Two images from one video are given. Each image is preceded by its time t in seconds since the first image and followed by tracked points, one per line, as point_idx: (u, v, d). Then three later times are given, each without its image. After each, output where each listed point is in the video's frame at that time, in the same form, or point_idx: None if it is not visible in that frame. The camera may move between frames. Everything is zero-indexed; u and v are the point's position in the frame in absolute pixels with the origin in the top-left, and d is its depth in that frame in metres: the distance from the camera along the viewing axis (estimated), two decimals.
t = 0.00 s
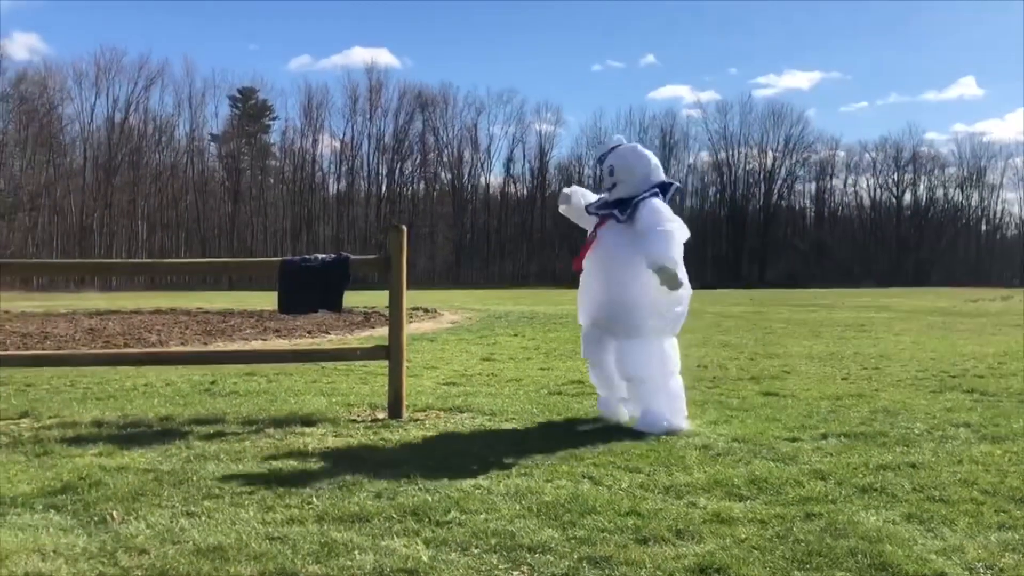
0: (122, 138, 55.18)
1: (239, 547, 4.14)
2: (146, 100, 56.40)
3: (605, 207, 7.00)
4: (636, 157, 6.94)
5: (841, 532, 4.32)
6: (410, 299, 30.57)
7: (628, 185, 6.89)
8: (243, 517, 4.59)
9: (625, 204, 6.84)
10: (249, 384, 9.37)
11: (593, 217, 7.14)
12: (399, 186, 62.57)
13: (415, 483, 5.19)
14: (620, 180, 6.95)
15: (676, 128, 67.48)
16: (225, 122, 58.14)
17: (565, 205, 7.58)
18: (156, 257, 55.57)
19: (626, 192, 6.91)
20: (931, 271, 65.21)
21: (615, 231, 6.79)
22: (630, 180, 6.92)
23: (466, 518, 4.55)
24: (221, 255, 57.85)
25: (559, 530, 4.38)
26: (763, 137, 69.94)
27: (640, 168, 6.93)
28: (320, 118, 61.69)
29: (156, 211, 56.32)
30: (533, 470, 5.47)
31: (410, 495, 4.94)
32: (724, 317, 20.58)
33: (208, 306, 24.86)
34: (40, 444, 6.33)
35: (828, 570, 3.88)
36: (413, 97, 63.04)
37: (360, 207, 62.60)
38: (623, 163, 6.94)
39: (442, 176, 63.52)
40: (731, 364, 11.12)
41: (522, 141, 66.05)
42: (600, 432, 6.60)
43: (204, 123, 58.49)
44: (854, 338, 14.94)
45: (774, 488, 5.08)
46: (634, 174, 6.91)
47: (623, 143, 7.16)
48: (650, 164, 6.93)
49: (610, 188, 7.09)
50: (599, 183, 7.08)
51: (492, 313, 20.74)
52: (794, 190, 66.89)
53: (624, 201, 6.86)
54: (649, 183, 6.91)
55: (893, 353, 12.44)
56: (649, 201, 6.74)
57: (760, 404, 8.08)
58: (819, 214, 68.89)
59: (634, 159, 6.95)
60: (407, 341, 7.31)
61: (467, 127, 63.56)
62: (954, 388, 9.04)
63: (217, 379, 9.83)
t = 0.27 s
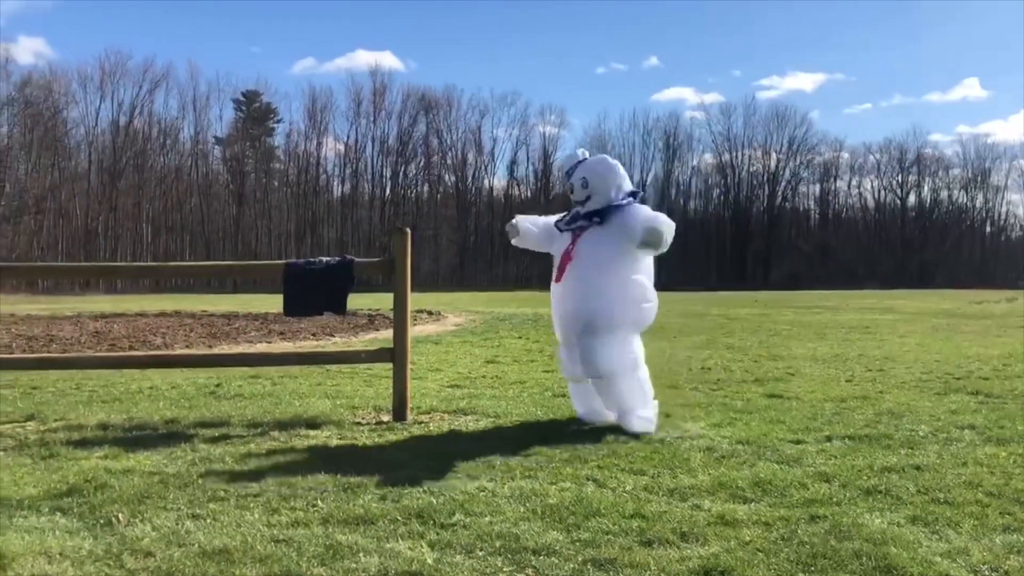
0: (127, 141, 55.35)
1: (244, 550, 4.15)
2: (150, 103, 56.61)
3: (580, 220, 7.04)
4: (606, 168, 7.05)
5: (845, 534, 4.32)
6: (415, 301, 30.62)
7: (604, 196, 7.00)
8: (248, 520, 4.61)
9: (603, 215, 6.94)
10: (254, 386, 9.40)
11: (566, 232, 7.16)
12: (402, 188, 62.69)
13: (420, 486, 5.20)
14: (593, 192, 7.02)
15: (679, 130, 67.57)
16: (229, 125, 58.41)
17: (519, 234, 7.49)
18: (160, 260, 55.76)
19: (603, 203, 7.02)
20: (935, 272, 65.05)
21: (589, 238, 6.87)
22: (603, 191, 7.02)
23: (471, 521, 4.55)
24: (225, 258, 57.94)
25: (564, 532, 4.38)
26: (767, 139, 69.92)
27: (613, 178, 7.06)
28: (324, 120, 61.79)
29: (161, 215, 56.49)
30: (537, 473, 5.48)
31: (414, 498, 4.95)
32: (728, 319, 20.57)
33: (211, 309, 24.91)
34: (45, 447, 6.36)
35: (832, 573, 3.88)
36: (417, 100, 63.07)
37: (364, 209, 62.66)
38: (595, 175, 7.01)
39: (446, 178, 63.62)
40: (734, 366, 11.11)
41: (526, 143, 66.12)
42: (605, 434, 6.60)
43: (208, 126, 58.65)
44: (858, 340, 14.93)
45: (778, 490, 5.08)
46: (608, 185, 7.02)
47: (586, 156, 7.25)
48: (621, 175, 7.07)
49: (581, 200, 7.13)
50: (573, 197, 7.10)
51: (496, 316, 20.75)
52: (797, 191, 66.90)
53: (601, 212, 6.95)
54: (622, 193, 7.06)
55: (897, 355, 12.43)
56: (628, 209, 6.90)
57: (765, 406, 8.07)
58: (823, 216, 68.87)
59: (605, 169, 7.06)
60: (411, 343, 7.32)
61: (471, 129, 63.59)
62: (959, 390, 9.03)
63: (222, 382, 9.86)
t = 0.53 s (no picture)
0: (132, 143, 55.57)
1: (250, 552, 4.16)
2: (155, 105, 56.85)
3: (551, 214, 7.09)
4: (574, 164, 7.11)
5: (850, 536, 4.31)
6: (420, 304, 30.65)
7: (571, 191, 7.08)
8: (254, 521, 4.62)
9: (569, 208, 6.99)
10: (259, 388, 9.40)
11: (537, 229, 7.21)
12: (407, 190, 62.85)
13: (424, 487, 5.21)
14: (562, 186, 7.12)
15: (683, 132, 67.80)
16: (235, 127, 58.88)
17: (493, 249, 7.34)
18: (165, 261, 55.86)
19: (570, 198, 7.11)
20: (941, 273, 64.87)
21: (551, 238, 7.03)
22: (571, 185, 7.13)
23: (476, 522, 4.56)
24: (230, 259, 58.04)
25: (569, 534, 4.38)
26: (771, 140, 70.01)
27: (581, 173, 7.14)
28: (328, 122, 62.01)
29: (165, 216, 56.60)
30: (542, 475, 5.48)
31: (419, 500, 4.95)
32: (733, 321, 20.56)
33: (216, 311, 24.94)
34: (51, 448, 6.38)
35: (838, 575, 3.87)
36: (421, 102, 63.27)
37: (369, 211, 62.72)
38: (562, 168, 7.12)
39: (450, 180, 63.73)
40: (740, 368, 11.10)
41: (530, 145, 66.26)
42: (610, 436, 6.60)
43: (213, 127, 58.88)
44: (864, 342, 14.90)
45: (784, 492, 5.07)
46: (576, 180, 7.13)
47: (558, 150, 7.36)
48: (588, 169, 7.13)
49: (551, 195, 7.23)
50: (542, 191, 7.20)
51: (501, 318, 20.75)
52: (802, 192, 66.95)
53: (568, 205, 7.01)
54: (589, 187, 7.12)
55: (903, 356, 12.41)
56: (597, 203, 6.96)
57: (770, 408, 8.05)
58: (828, 218, 68.85)
59: (572, 164, 7.14)
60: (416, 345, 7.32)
61: (475, 131, 63.78)
62: (965, 392, 9.01)
63: (227, 384, 9.86)
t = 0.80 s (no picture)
0: (137, 144, 55.68)
1: (255, 551, 4.16)
2: (161, 106, 56.94)
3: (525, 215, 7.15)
4: (540, 163, 7.12)
5: (856, 536, 4.29)
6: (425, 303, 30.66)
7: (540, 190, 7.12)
8: (259, 520, 4.62)
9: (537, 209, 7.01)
10: (264, 388, 9.40)
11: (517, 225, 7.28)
12: (412, 191, 62.83)
13: (429, 486, 5.21)
14: (532, 186, 7.17)
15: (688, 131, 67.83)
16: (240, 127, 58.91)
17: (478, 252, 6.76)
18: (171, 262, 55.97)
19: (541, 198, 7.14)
20: (947, 273, 64.70)
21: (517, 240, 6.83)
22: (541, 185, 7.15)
23: (481, 522, 4.55)
24: (235, 259, 58.07)
25: (574, 533, 4.37)
26: (777, 140, 69.93)
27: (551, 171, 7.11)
28: (333, 122, 62.12)
29: (171, 217, 56.65)
30: (547, 474, 5.47)
31: (424, 499, 4.95)
32: (738, 321, 20.52)
33: (222, 311, 24.98)
34: (57, 448, 6.39)
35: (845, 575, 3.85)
36: (426, 102, 63.33)
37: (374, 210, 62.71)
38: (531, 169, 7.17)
39: (455, 180, 63.61)
40: (746, 367, 11.08)
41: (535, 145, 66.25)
42: (615, 436, 6.60)
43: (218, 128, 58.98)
44: (869, 341, 14.87)
45: (790, 491, 5.05)
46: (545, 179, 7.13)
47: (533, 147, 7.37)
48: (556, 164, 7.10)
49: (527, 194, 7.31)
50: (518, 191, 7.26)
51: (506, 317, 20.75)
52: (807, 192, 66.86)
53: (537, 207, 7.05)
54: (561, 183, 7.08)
55: (908, 356, 12.38)
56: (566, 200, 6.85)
57: (776, 407, 8.03)
58: (834, 217, 68.73)
59: (541, 162, 7.15)
60: (420, 345, 7.31)
61: (480, 131, 63.80)
62: (971, 391, 8.98)
63: (233, 384, 9.88)
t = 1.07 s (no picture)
0: (143, 143, 55.84)
1: (262, 548, 4.17)
2: (165, 104, 57.12)
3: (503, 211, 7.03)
4: (519, 158, 6.99)
5: (863, 532, 4.28)
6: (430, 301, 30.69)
7: (519, 186, 7.00)
8: (266, 518, 4.63)
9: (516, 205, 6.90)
10: (270, 385, 9.41)
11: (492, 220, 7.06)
12: (416, 189, 62.76)
13: (436, 484, 5.21)
14: (511, 182, 7.06)
15: (694, 128, 67.71)
16: (244, 125, 59.02)
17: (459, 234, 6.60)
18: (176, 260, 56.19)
19: (520, 193, 7.01)
20: (954, 270, 64.53)
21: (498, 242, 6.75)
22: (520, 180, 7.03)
23: (488, 519, 4.55)
24: (241, 257, 58.22)
25: (580, 531, 4.37)
26: (782, 137, 69.73)
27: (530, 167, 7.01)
28: (338, 120, 62.15)
29: (177, 215, 56.87)
30: (553, 471, 5.47)
31: (431, 496, 4.96)
32: (744, 318, 20.47)
33: (228, 309, 25.06)
34: (65, 445, 6.41)
35: (852, 571, 3.85)
36: (431, 100, 63.21)
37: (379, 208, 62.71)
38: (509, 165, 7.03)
39: (460, 178, 63.31)
40: (752, 364, 11.07)
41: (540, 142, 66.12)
42: (621, 432, 6.60)
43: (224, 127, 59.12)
44: (876, 338, 14.83)
45: (796, 488, 5.05)
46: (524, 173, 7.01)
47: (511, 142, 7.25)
48: (535, 159, 6.99)
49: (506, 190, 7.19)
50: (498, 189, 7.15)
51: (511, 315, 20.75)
52: (813, 188, 66.70)
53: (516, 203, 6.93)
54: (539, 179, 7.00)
55: (915, 353, 12.35)
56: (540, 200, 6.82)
57: (782, 404, 8.01)
58: (840, 214, 68.56)
59: (519, 157, 7.02)
60: (426, 344, 7.30)
61: (485, 128, 63.65)
62: (978, 388, 8.95)
63: (239, 381, 9.91)
